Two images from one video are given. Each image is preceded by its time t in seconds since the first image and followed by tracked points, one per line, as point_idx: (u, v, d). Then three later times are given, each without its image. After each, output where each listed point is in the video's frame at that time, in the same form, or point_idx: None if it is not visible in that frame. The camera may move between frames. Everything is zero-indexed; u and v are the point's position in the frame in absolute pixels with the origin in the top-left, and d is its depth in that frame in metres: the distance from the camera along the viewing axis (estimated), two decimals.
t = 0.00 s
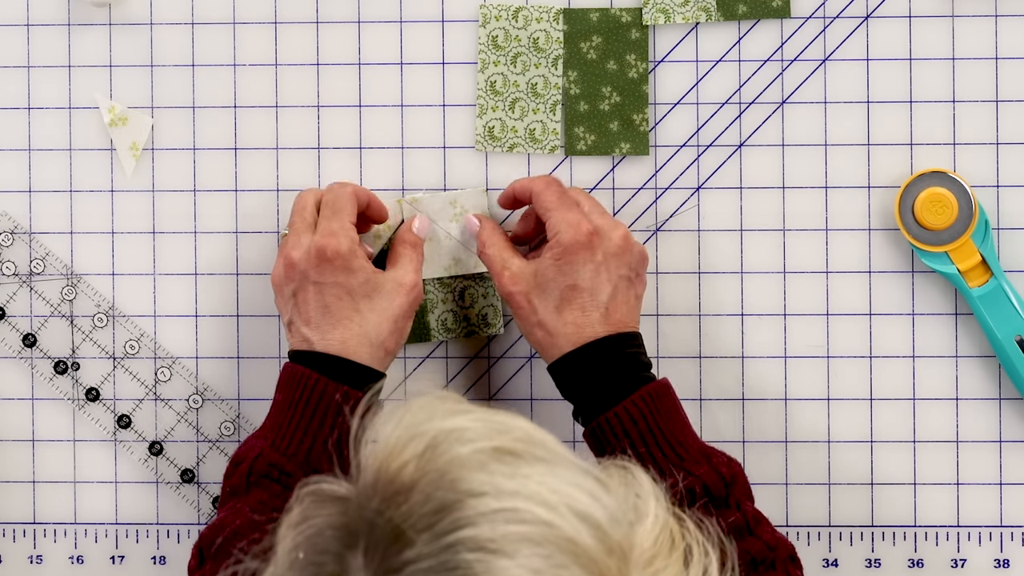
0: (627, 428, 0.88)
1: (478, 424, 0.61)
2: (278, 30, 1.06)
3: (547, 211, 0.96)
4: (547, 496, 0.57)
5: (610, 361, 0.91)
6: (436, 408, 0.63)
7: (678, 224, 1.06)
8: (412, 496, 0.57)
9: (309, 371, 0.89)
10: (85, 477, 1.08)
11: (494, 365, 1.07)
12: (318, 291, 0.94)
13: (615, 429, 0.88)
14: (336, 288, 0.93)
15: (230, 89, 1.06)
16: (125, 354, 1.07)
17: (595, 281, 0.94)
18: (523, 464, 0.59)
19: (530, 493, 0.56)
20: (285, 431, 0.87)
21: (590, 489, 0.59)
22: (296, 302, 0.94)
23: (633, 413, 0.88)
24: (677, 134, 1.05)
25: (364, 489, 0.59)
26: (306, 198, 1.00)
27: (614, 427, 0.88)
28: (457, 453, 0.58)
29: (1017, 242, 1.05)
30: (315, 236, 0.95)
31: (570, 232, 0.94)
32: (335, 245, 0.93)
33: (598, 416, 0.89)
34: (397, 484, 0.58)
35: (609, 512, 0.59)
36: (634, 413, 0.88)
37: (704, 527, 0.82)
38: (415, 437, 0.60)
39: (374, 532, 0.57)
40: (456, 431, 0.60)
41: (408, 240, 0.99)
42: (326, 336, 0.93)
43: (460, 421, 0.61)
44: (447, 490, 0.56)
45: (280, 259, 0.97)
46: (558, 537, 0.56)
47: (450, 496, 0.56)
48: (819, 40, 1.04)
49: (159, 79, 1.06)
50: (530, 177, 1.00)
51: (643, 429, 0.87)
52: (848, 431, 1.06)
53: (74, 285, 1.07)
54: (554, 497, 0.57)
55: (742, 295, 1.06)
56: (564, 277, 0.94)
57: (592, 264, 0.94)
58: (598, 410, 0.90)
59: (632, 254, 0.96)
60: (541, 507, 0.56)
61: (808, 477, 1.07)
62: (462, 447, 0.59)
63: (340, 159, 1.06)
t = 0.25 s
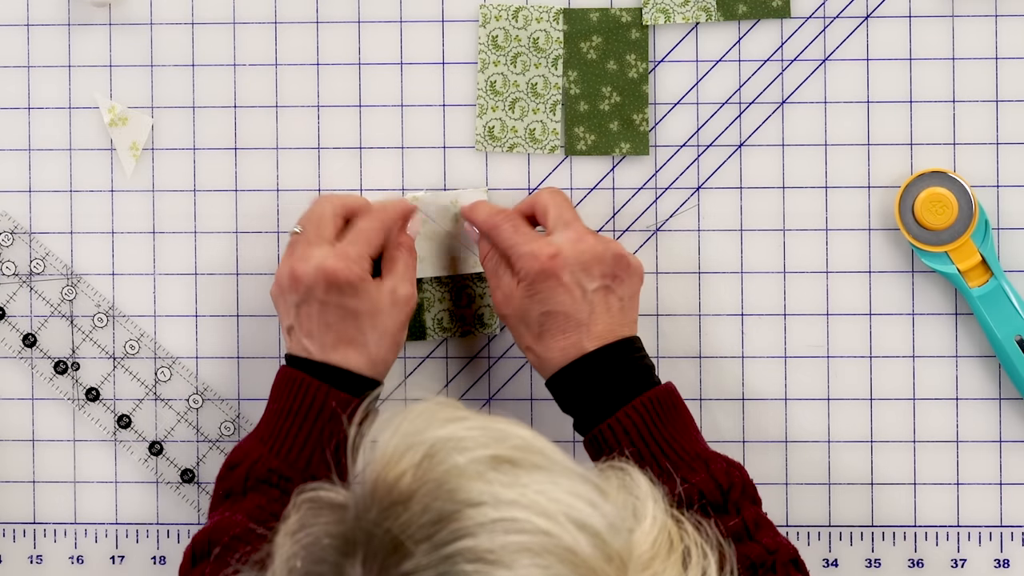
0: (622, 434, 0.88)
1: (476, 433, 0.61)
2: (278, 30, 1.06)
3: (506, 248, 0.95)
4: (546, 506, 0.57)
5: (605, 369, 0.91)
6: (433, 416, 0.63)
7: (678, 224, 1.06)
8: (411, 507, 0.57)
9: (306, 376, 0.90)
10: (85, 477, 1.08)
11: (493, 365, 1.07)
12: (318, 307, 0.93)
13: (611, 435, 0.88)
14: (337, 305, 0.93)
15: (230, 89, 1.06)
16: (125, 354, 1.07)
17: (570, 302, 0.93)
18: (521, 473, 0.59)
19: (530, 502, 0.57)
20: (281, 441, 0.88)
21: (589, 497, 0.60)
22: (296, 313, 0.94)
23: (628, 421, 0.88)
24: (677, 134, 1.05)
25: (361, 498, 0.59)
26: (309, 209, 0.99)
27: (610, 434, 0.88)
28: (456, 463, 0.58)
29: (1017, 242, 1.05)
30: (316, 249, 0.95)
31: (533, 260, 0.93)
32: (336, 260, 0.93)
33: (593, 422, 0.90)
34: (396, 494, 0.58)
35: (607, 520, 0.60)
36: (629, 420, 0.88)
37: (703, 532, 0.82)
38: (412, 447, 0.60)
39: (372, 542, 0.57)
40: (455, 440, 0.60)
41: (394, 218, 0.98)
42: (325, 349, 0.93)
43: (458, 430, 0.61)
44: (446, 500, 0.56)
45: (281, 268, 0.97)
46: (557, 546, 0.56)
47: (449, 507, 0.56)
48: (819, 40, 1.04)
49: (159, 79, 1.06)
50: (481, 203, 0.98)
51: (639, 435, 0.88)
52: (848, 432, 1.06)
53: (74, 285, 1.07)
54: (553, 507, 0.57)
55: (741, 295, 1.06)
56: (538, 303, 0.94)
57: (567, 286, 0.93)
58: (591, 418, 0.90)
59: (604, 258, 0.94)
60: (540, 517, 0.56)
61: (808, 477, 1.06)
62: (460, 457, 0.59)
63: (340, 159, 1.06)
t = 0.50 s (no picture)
0: (603, 441, 0.88)
1: (470, 459, 0.61)
2: (278, 30, 1.06)
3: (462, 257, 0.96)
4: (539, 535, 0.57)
5: (584, 371, 0.91)
6: (426, 442, 0.63)
7: (678, 224, 1.06)
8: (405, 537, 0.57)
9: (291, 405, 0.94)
10: (85, 477, 1.08)
11: (492, 366, 1.07)
12: (339, 357, 0.95)
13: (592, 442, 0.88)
14: (357, 359, 0.95)
15: (230, 89, 1.06)
16: (125, 354, 1.07)
17: (531, 308, 0.94)
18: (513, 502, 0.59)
19: (524, 531, 0.57)
20: (271, 468, 0.90)
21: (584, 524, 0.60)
22: (312, 353, 0.96)
23: (605, 427, 0.88)
24: (677, 134, 1.05)
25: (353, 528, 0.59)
26: (357, 239, 0.99)
27: (592, 442, 0.88)
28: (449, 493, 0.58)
29: (1017, 242, 1.05)
30: (348, 296, 0.96)
31: (484, 271, 0.94)
32: (368, 319, 0.94)
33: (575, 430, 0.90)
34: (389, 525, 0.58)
35: (602, 546, 0.60)
36: (608, 424, 0.88)
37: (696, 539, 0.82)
38: (404, 476, 0.60)
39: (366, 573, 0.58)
40: (450, 468, 0.60)
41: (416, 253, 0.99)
42: (332, 395, 0.96)
43: (453, 457, 0.61)
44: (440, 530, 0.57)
45: (308, 301, 0.98)
46: None
47: (442, 537, 0.56)
48: (819, 40, 1.05)
49: (159, 79, 1.06)
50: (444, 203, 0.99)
51: (618, 441, 0.88)
52: (848, 432, 1.06)
53: (74, 285, 1.07)
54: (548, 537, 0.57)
55: (742, 295, 1.06)
56: (501, 312, 0.94)
57: (524, 293, 0.94)
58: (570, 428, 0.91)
59: (561, 259, 0.95)
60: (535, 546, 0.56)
61: (808, 477, 1.07)
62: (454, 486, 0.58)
63: (340, 159, 1.06)
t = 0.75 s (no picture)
0: (585, 441, 0.87)
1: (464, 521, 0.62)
2: (278, 30, 1.06)
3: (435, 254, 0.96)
4: None
5: (567, 368, 0.90)
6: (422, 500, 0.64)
7: (678, 224, 1.06)
8: None
9: (292, 420, 0.94)
10: (85, 477, 1.08)
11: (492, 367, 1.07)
12: (346, 370, 0.96)
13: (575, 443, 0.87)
14: (362, 373, 0.96)
15: (230, 89, 1.06)
16: (125, 354, 1.07)
17: (508, 304, 0.93)
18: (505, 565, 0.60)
19: None
20: (271, 483, 0.90)
21: None
22: (315, 366, 0.96)
23: (588, 426, 0.87)
24: (677, 134, 1.05)
25: None
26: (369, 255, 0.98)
27: (575, 443, 0.87)
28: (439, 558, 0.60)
29: (1016, 242, 1.05)
30: (353, 309, 0.97)
31: (460, 267, 0.93)
32: (373, 332, 0.95)
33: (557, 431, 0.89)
34: None
35: None
36: (592, 423, 0.87)
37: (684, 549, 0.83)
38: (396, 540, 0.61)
39: None
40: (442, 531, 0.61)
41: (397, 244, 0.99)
42: (333, 408, 0.96)
43: (446, 520, 0.61)
44: None
45: (310, 314, 0.98)
46: None
47: None
48: (819, 41, 1.04)
49: (159, 79, 1.06)
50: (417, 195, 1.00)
51: (601, 440, 0.87)
52: (847, 432, 1.06)
53: (74, 285, 1.07)
54: None
55: (741, 295, 1.06)
56: (476, 310, 0.94)
57: (499, 288, 0.94)
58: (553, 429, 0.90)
59: (534, 255, 0.96)
60: None
61: (808, 477, 1.07)
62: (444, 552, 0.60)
63: (340, 159, 1.06)
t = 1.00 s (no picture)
0: (592, 445, 0.86)
1: None
2: (278, 30, 1.06)
3: (442, 253, 0.94)
4: None
5: (574, 372, 0.89)
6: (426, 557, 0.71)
7: (677, 224, 1.06)
8: None
9: (290, 420, 0.95)
10: (85, 478, 1.08)
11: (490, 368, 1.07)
12: (345, 370, 0.96)
13: (582, 447, 0.86)
14: (361, 374, 0.96)
15: (230, 89, 1.06)
16: (125, 354, 1.07)
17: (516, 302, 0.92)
18: None
19: None
20: (271, 484, 0.90)
21: None
22: (314, 366, 0.96)
23: (595, 429, 0.86)
24: (677, 134, 1.05)
25: None
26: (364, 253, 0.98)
27: (581, 447, 0.86)
28: None
29: (1017, 242, 1.05)
30: (351, 308, 0.97)
31: (471, 265, 0.92)
32: (371, 330, 0.95)
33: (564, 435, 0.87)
34: None
35: None
36: (599, 428, 0.86)
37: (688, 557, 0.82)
38: None
39: None
40: None
41: (397, 241, 0.99)
42: (332, 408, 0.97)
43: None
44: None
45: (310, 313, 0.98)
46: None
47: None
48: (819, 41, 1.04)
49: (159, 79, 1.06)
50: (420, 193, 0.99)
51: (608, 444, 0.86)
52: (847, 432, 1.06)
53: (74, 285, 1.07)
54: None
55: (741, 295, 1.06)
56: (486, 306, 0.91)
57: (508, 287, 0.92)
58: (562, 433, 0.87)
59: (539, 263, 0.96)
60: None
61: (808, 477, 1.07)
62: None
63: (340, 159, 1.06)
